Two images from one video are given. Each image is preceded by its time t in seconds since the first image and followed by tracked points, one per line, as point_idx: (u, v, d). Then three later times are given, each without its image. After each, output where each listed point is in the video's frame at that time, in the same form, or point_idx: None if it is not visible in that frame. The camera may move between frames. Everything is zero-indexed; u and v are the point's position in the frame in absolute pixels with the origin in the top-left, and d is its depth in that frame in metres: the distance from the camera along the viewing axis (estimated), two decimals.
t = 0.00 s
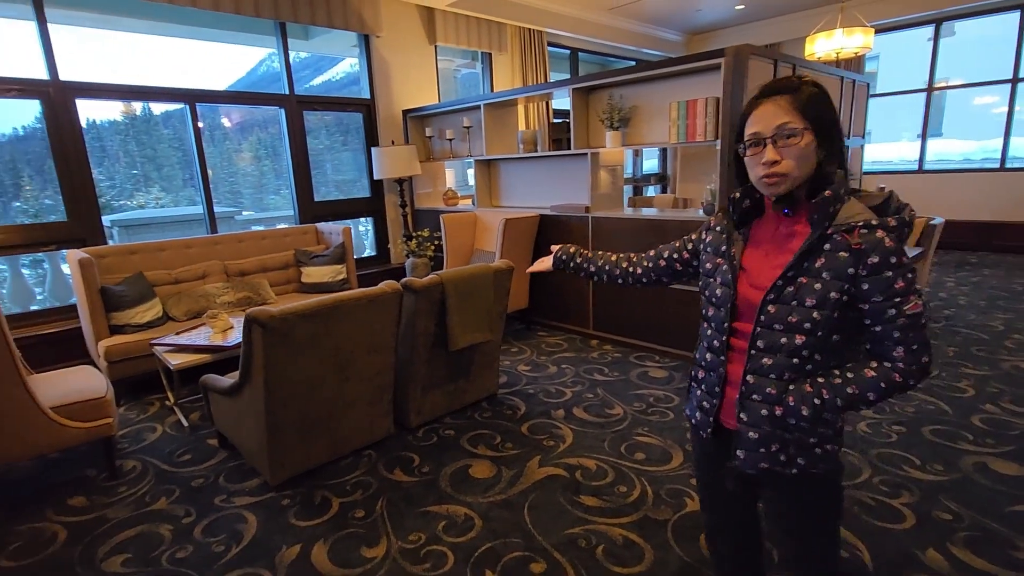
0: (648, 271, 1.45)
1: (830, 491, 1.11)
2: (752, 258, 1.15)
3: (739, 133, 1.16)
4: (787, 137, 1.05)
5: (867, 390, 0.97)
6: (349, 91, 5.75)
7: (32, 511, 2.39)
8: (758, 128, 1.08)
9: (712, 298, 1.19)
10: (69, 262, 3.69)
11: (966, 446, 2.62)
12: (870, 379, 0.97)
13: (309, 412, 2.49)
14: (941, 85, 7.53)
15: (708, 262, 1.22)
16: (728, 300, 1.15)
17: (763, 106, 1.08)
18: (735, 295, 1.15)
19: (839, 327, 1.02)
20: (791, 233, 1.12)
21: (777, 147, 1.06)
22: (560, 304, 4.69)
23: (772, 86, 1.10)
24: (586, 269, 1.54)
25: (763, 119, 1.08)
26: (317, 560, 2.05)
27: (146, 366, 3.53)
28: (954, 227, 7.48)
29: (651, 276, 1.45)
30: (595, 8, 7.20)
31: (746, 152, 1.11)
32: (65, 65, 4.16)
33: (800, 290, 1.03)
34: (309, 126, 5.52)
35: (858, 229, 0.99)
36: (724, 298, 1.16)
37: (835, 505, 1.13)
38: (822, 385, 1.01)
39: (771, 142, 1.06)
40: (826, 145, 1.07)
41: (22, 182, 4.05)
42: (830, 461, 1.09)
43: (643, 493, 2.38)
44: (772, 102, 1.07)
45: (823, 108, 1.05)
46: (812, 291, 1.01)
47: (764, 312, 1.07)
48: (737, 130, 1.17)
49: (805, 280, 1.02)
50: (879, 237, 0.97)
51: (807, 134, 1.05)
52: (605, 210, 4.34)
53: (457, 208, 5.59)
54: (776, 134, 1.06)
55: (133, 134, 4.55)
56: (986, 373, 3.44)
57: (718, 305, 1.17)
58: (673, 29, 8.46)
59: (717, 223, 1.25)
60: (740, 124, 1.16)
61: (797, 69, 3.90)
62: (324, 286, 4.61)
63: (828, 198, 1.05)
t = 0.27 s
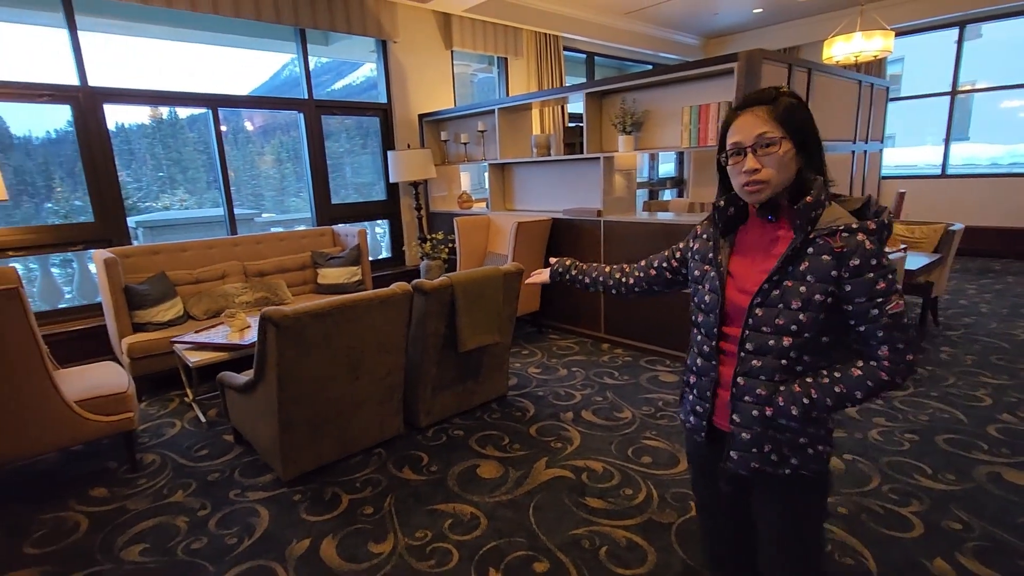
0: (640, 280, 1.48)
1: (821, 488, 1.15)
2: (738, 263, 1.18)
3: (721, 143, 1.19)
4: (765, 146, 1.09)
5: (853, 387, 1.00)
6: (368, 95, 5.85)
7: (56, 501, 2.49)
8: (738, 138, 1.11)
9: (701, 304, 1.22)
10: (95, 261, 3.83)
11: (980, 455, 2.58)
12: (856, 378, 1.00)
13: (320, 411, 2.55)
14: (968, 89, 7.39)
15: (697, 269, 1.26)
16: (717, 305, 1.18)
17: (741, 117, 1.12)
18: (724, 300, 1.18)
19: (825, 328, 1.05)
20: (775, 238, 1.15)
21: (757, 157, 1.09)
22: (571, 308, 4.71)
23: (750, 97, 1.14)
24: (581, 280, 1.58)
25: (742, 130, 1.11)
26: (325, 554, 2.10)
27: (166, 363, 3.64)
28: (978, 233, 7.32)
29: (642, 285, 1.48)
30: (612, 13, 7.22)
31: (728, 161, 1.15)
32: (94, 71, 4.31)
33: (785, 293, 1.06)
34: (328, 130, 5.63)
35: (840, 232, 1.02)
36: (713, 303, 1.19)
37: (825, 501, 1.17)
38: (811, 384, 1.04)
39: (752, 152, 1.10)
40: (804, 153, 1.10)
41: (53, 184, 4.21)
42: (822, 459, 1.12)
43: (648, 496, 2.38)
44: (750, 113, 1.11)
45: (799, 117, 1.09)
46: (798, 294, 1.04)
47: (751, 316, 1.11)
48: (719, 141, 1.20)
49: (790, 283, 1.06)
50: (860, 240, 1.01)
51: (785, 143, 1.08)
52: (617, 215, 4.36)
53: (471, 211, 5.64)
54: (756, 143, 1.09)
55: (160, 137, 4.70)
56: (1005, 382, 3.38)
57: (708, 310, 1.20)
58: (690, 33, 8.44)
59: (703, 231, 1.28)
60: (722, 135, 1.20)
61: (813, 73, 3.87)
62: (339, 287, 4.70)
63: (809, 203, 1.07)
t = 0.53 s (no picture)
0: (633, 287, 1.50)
1: (818, 484, 1.17)
2: (731, 267, 1.20)
3: (708, 150, 1.21)
4: (752, 152, 1.11)
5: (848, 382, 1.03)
6: (381, 98, 5.92)
7: (72, 494, 2.56)
8: (726, 145, 1.14)
9: (696, 308, 1.23)
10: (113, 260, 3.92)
11: (990, 461, 2.55)
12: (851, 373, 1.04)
13: (328, 409, 2.59)
14: (985, 91, 7.28)
15: (689, 273, 1.27)
16: (712, 308, 1.19)
17: (727, 124, 1.14)
18: (718, 303, 1.19)
19: (818, 326, 1.08)
20: (765, 241, 1.16)
21: (745, 163, 1.11)
22: (579, 310, 4.72)
23: (733, 104, 1.16)
24: (574, 289, 1.60)
25: (729, 137, 1.13)
26: (331, 549, 2.14)
27: (180, 361, 3.71)
28: (994, 237, 7.21)
29: (636, 292, 1.49)
30: (623, 16, 7.23)
31: (716, 168, 1.17)
32: (114, 75, 4.41)
33: (778, 293, 1.08)
34: (340, 132, 5.70)
35: (828, 233, 1.05)
36: (707, 307, 1.20)
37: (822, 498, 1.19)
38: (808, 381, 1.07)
39: (739, 158, 1.12)
40: (788, 158, 1.13)
41: (74, 185, 4.32)
42: (819, 454, 1.14)
43: (651, 497, 2.39)
44: (735, 120, 1.14)
45: (783, 123, 1.11)
46: (791, 294, 1.07)
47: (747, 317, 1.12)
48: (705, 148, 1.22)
49: (783, 283, 1.08)
50: (847, 239, 1.04)
51: (771, 149, 1.11)
52: (626, 217, 4.37)
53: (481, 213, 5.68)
54: (743, 149, 1.11)
55: (177, 139, 4.80)
56: (1018, 388, 3.33)
57: (702, 314, 1.21)
58: (702, 36, 8.42)
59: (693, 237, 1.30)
60: (708, 142, 1.22)
61: (823, 76, 3.86)
62: (350, 288, 4.76)
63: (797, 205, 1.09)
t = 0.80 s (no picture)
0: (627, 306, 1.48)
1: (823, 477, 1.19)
2: (728, 271, 1.22)
3: (696, 159, 1.22)
4: (743, 161, 1.13)
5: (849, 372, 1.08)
6: (387, 101, 5.97)
7: (82, 490, 2.60)
8: (716, 154, 1.15)
9: (695, 313, 1.24)
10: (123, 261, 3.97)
11: (993, 465, 2.55)
12: (853, 365, 1.08)
13: (334, 408, 2.62)
14: (993, 95, 7.24)
15: (684, 280, 1.28)
16: (713, 313, 1.20)
17: (715, 134, 1.15)
18: (718, 307, 1.20)
19: (817, 319, 1.12)
20: (758, 244, 1.18)
21: (738, 172, 1.13)
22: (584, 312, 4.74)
23: (717, 113, 1.17)
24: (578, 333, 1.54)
25: (719, 146, 1.14)
26: (337, 546, 2.16)
27: (189, 360, 3.76)
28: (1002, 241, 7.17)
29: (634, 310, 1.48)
30: (629, 20, 7.26)
31: (707, 177, 1.18)
32: (125, 79, 4.48)
33: (777, 292, 1.11)
34: (347, 135, 5.75)
35: (819, 231, 1.09)
36: (707, 312, 1.21)
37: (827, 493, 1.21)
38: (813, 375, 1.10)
39: (731, 167, 1.13)
40: (775, 162, 1.15)
41: (84, 186, 4.38)
42: (825, 444, 1.17)
43: (654, 498, 2.41)
44: (722, 130, 1.15)
45: (767, 128, 1.13)
46: (789, 292, 1.09)
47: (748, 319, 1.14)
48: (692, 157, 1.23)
49: (782, 282, 1.10)
50: (838, 237, 1.08)
51: (760, 155, 1.13)
52: (630, 220, 4.39)
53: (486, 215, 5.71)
54: (734, 158, 1.13)
55: (185, 141, 4.85)
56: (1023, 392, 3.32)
57: (703, 319, 1.22)
58: (707, 39, 8.43)
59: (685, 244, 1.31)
60: (695, 151, 1.23)
61: (828, 80, 3.87)
62: (356, 289, 4.79)
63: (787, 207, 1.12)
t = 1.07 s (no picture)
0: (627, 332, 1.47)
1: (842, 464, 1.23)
2: (730, 283, 1.24)
3: (686, 179, 1.24)
4: (737, 179, 1.15)
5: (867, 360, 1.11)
6: (388, 104, 6.01)
7: (89, 490, 2.63)
8: (709, 175, 1.16)
9: (701, 327, 1.25)
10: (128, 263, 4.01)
11: (991, 467, 2.58)
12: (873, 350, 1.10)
13: (338, 409, 2.65)
14: (992, 99, 7.29)
15: (684, 296, 1.29)
16: (720, 325, 1.22)
17: (706, 154, 1.17)
18: (725, 318, 1.22)
19: (828, 310, 1.16)
20: (754, 253, 1.21)
21: (735, 190, 1.15)
22: (584, 315, 4.78)
23: (702, 133, 1.19)
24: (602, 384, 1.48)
25: (713, 166, 1.16)
26: (341, 545, 2.19)
27: (193, 362, 3.79)
28: (1001, 245, 7.21)
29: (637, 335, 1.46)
30: (629, 25, 7.32)
31: (702, 197, 1.20)
32: (130, 83, 4.52)
33: (787, 295, 1.14)
34: (349, 138, 5.79)
35: (812, 231, 1.14)
36: (715, 324, 1.23)
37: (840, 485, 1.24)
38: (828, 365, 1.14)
39: (726, 185, 1.15)
40: (762, 173, 1.19)
41: (85, 189, 4.41)
42: (859, 421, 1.20)
43: (654, 499, 2.44)
44: (712, 149, 1.16)
45: (750, 143, 1.17)
46: (797, 292, 1.13)
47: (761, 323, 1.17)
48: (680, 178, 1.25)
49: (791, 283, 1.14)
50: (830, 233, 1.13)
51: (751, 171, 1.15)
52: (631, 223, 4.42)
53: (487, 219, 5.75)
54: (729, 177, 1.15)
55: (186, 144, 4.88)
56: (1021, 395, 3.35)
57: (710, 331, 1.24)
58: (707, 44, 8.48)
59: (678, 263, 1.32)
60: (682, 171, 1.24)
61: (826, 86, 3.91)
62: (358, 291, 4.83)
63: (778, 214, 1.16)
